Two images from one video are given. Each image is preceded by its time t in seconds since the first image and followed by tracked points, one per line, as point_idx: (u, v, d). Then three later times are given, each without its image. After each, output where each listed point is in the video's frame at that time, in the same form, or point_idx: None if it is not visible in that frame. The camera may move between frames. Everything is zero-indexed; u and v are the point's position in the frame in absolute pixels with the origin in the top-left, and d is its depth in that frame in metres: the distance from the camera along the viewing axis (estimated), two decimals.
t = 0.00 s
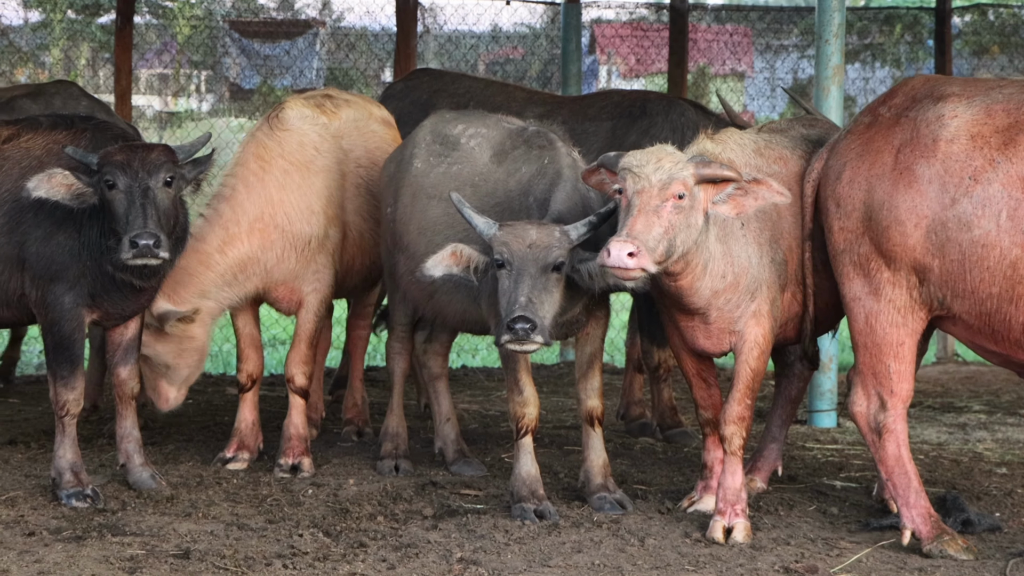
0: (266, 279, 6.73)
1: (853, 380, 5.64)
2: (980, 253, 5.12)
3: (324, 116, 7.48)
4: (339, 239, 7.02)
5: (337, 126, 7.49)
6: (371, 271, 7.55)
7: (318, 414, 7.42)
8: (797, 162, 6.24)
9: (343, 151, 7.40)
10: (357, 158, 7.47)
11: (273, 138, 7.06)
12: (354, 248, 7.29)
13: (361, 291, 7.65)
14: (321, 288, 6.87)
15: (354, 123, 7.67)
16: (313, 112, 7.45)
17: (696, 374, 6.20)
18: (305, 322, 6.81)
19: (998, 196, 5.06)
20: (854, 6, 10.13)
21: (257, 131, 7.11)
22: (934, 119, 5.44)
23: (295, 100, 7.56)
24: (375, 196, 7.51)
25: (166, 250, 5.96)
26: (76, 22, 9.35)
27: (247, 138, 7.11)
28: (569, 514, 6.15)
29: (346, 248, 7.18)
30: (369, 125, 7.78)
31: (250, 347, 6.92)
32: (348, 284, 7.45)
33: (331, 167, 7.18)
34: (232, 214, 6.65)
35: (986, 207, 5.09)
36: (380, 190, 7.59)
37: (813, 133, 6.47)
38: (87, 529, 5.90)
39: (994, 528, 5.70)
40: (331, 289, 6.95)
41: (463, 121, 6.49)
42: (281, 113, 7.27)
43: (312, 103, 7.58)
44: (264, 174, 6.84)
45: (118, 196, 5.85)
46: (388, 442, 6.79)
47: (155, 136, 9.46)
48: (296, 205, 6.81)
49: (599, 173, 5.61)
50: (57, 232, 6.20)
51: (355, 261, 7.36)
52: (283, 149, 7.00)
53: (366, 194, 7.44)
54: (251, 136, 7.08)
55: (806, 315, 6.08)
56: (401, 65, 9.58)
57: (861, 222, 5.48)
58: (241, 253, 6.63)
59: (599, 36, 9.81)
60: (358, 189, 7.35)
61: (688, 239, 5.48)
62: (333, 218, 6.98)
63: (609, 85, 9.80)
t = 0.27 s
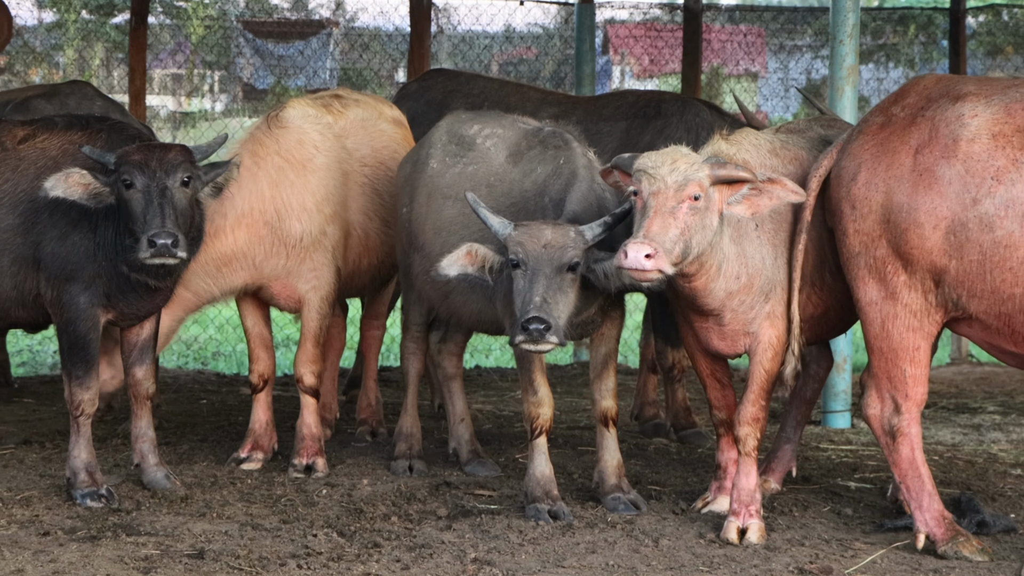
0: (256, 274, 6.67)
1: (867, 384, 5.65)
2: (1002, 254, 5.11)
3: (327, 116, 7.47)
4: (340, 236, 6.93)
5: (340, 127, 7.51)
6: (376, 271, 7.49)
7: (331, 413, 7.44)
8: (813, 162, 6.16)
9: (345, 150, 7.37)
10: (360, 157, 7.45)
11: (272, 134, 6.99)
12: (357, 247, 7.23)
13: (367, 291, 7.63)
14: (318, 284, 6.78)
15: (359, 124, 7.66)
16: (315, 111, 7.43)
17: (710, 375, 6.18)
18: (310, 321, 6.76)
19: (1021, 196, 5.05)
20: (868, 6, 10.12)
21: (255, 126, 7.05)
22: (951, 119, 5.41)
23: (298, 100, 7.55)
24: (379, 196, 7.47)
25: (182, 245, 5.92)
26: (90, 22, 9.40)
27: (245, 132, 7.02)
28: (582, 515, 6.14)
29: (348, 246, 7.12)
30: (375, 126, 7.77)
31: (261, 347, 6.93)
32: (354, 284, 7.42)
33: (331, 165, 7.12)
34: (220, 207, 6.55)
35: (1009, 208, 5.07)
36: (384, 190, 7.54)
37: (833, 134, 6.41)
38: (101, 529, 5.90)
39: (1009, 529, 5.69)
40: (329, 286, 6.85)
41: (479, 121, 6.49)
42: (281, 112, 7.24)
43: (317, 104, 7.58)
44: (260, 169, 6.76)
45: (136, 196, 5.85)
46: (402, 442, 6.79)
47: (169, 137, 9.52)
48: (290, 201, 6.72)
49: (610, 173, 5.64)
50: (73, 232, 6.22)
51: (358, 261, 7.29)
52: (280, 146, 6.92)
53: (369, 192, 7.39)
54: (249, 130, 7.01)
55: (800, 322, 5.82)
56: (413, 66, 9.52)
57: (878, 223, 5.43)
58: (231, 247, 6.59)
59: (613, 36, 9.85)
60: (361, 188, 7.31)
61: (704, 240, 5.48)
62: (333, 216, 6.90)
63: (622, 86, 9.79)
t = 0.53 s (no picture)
0: (249, 274, 6.69)
1: (880, 390, 5.65)
2: None
3: (326, 117, 7.47)
4: (336, 236, 6.94)
5: (340, 127, 7.52)
6: (377, 272, 7.49)
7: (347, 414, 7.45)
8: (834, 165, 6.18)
9: (342, 151, 7.37)
10: (359, 158, 7.45)
11: (267, 134, 7.01)
12: (357, 247, 7.24)
13: (373, 292, 7.62)
14: (313, 284, 6.78)
15: (359, 125, 7.66)
16: (314, 112, 7.44)
17: (725, 376, 6.16)
18: (310, 320, 6.75)
19: None
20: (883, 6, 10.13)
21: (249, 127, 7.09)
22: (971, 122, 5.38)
23: (297, 101, 7.55)
24: (379, 196, 7.46)
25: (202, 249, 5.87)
26: (105, 23, 9.49)
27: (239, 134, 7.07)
28: (598, 515, 6.14)
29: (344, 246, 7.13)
30: (376, 126, 7.78)
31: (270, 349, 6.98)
32: (357, 285, 7.42)
33: (326, 165, 7.13)
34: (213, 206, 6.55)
35: None
36: (383, 190, 7.53)
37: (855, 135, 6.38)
38: (118, 528, 5.91)
39: None
40: (326, 286, 6.83)
41: (496, 122, 6.49)
42: (278, 113, 7.24)
43: (318, 105, 7.59)
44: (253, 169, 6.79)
45: (156, 197, 5.84)
46: (418, 442, 6.79)
47: (184, 137, 9.55)
48: (284, 201, 6.75)
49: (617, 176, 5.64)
50: (91, 233, 6.24)
51: (358, 261, 7.29)
52: (274, 146, 6.94)
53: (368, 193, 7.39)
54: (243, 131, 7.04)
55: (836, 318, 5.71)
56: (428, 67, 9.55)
57: (901, 229, 5.39)
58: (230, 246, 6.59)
59: (628, 37, 9.84)
60: (358, 188, 7.31)
61: (719, 242, 5.44)
62: (328, 216, 6.92)
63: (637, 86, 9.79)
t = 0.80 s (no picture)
0: (249, 279, 6.71)
1: (894, 392, 5.62)
2: None
3: (328, 119, 7.46)
4: (334, 240, 6.96)
5: (344, 129, 7.51)
6: (381, 274, 7.49)
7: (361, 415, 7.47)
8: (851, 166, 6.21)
9: (343, 153, 7.35)
10: (360, 161, 7.43)
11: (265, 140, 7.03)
12: (360, 249, 7.24)
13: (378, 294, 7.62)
14: (311, 287, 6.81)
15: (362, 127, 7.65)
16: (317, 114, 7.43)
17: (740, 376, 6.16)
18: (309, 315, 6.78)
19: None
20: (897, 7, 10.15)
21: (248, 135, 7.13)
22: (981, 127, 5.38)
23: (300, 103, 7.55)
24: (382, 199, 7.44)
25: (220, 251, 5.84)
26: (118, 23, 9.52)
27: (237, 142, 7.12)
28: (611, 516, 6.14)
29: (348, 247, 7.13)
30: (380, 128, 7.77)
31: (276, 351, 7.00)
32: (361, 287, 7.42)
33: (324, 168, 7.13)
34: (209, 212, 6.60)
35: None
36: (386, 192, 7.51)
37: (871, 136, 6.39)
38: (131, 528, 5.91)
39: None
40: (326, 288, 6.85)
41: (510, 123, 6.49)
42: (278, 117, 7.24)
43: (322, 107, 7.59)
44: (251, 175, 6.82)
45: (173, 197, 5.83)
46: (431, 442, 6.80)
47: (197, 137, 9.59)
48: (280, 205, 6.77)
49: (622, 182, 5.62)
50: (103, 233, 6.24)
51: (360, 263, 7.29)
52: (272, 150, 6.95)
53: (371, 195, 7.39)
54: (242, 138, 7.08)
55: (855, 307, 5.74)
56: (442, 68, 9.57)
57: (913, 233, 5.40)
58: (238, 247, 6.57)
59: (641, 37, 9.83)
60: (358, 191, 7.29)
61: (735, 242, 5.45)
62: (326, 220, 6.95)
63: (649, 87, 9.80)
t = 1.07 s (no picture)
0: (248, 281, 6.71)
1: (908, 393, 5.63)
2: None
3: (331, 120, 7.44)
4: (331, 240, 6.94)
5: (347, 130, 7.50)
6: (387, 274, 7.46)
7: (376, 417, 7.50)
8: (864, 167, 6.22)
9: (344, 154, 7.34)
10: (361, 162, 7.41)
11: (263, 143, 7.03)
12: (361, 251, 7.20)
13: (386, 295, 7.60)
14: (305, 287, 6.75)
15: (366, 128, 7.65)
16: (319, 115, 7.41)
17: (755, 377, 6.16)
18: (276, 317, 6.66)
19: None
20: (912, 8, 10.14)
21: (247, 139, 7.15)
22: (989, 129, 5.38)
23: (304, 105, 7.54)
24: (384, 200, 7.42)
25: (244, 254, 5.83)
26: (132, 24, 9.53)
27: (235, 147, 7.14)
28: (626, 517, 6.14)
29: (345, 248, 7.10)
30: (385, 129, 7.76)
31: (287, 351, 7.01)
32: (365, 288, 7.39)
33: (322, 169, 7.11)
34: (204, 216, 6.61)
35: None
36: (390, 192, 7.48)
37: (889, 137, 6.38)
38: (146, 529, 5.92)
39: None
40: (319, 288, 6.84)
41: (526, 125, 6.51)
42: (278, 118, 7.24)
43: (326, 109, 7.59)
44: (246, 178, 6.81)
45: (197, 200, 5.83)
46: (445, 443, 6.80)
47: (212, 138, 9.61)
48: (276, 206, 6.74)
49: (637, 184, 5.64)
50: (118, 234, 6.24)
51: (364, 265, 7.25)
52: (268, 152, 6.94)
53: (372, 195, 7.36)
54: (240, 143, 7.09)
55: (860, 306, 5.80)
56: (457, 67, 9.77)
57: (918, 233, 5.41)
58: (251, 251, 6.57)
59: (654, 39, 9.77)
60: (359, 191, 7.26)
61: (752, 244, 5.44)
62: (323, 220, 6.94)
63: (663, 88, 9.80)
